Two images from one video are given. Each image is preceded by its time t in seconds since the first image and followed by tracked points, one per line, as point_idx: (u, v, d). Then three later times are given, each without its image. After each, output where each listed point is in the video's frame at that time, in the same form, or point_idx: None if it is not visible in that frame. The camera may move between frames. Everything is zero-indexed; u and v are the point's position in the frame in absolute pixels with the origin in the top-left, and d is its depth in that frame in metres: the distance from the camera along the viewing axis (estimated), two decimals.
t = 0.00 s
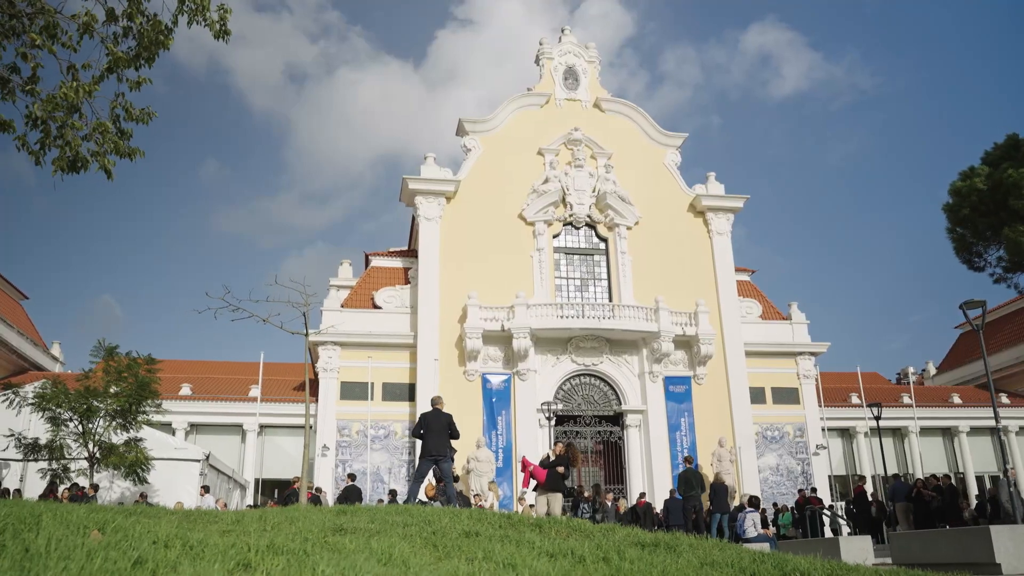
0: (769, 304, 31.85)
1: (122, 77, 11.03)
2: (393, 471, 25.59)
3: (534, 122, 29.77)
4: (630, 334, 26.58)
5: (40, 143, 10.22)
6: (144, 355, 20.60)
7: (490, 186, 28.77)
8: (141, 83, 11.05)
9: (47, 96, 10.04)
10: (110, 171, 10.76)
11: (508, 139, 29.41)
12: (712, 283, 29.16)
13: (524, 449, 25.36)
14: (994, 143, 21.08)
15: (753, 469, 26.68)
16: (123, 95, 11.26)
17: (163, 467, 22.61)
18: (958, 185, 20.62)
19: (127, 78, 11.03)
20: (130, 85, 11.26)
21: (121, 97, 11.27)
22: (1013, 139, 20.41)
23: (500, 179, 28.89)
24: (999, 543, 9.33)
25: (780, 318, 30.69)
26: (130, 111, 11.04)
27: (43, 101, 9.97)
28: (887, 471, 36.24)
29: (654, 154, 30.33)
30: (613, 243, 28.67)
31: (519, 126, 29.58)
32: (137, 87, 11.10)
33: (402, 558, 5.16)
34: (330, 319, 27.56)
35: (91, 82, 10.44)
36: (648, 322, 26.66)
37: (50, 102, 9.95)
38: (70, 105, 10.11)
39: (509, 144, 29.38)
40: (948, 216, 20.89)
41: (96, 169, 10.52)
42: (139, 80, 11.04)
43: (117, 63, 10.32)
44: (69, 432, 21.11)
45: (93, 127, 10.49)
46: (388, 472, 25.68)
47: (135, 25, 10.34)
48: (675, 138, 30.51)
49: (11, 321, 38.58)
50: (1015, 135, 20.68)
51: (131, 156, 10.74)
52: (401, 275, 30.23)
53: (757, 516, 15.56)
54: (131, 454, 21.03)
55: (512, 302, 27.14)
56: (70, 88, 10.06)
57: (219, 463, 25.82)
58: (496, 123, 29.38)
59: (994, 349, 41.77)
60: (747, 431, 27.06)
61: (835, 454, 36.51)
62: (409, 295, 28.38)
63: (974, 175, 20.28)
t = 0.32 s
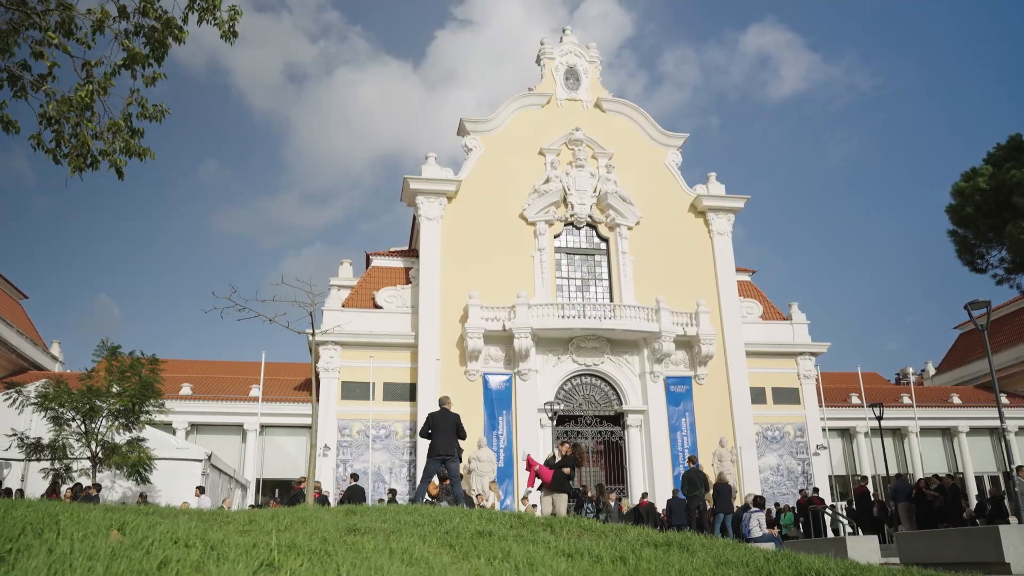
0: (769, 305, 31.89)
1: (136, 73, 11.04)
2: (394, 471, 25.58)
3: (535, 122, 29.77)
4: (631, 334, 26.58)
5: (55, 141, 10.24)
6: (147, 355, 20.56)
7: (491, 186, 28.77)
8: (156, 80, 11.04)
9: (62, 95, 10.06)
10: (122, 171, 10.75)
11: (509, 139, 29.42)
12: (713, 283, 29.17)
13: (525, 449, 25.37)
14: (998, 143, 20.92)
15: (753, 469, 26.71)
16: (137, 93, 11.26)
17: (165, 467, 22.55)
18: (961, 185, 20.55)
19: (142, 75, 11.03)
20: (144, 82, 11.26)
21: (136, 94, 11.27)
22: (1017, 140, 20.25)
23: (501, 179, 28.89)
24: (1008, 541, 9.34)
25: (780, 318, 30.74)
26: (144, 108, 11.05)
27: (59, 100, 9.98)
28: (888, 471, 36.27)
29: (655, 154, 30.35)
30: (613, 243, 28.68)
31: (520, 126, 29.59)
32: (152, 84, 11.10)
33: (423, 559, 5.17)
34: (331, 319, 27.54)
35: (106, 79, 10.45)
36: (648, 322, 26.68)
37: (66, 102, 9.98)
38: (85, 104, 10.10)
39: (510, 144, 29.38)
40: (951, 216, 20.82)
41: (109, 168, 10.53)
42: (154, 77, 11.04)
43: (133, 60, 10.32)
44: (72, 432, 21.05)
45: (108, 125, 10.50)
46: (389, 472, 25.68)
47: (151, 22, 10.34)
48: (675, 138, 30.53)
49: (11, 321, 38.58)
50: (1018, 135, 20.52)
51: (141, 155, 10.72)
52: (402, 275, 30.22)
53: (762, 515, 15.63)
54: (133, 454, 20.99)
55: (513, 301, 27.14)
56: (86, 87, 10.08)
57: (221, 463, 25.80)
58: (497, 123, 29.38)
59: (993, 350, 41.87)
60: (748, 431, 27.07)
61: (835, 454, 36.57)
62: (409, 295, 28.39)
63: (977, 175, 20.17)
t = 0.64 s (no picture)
0: (767, 305, 31.95)
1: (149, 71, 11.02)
2: (392, 472, 25.56)
3: (533, 122, 29.77)
4: (629, 334, 26.60)
5: (66, 139, 10.21)
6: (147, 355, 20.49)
7: (490, 186, 28.76)
8: (169, 77, 11.01)
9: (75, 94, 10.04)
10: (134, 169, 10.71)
11: (508, 139, 29.41)
12: (711, 283, 29.21)
13: (524, 449, 25.36)
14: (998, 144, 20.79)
15: (751, 469, 26.74)
16: (150, 90, 11.23)
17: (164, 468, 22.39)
18: (961, 186, 20.50)
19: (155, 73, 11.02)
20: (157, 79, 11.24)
21: (149, 92, 11.24)
22: (1017, 141, 20.15)
23: (499, 179, 28.89)
24: (1015, 543, 9.36)
25: (778, 319, 30.79)
26: (156, 107, 11.03)
27: (72, 98, 9.96)
28: (885, 471, 36.34)
29: (654, 154, 30.38)
30: (612, 243, 28.70)
31: (519, 126, 29.59)
32: (165, 81, 11.08)
33: (443, 560, 5.20)
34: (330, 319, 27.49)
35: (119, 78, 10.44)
36: (647, 322, 26.70)
37: (79, 100, 9.95)
38: (97, 102, 10.09)
39: (509, 144, 29.37)
40: (951, 217, 20.78)
41: (122, 167, 10.50)
42: (167, 75, 11.01)
43: (146, 57, 10.29)
44: (71, 432, 20.95)
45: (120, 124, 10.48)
46: (387, 472, 25.65)
47: (164, 19, 10.31)
48: (674, 139, 30.57)
49: (9, 321, 38.48)
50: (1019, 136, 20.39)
51: (152, 154, 10.68)
52: (401, 275, 30.20)
53: (764, 515, 15.64)
54: (133, 454, 20.89)
55: (511, 302, 27.14)
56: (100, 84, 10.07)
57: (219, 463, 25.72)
58: (496, 123, 29.38)
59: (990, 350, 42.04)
60: (746, 432, 27.11)
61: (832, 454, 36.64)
62: (408, 295, 28.38)
63: (978, 176, 20.08)
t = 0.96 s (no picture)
0: (763, 306, 32.01)
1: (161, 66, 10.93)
2: (388, 472, 25.51)
3: (530, 122, 29.77)
4: (626, 334, 26.62)
5: (78, 135, 10.16)
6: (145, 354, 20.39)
7: (486, 186, 28.74)
8: (180, 73, 10.93)
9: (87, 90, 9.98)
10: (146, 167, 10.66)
11: (504, 139, 29.40)
12: (707, 283, 29.26)
13: (520, 450, 25.34)
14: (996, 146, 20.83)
15: (747, 469, 26.79)
16: (161, 86, 11.13)
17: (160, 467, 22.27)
18: (959, 187, 20.55)
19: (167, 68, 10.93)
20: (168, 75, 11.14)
21: (161, 88, 11.15)
22: (1014, 142, 20.21)
23: (495, 179, 28.88)
24: (1019, 541, 9.42)
25: (774, 319, 30.84)
26: (168, 103, 10.93)
27: (83, 95, 9.91)
28: (879, 472, 36.44)
29: (650, 155, 30.41)
30: (608, 243, 28.73)
31: (515, 126, 29.58)
32: (177, 77, 10.99)
33: (460, 560, 5.25)
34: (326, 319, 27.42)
35: (131, 74, 10.36)
36: (643, 322, 26.74)
37: (90, 96, 9.89)
38: (108, 99, 10.02)
39: (505, 144, 29.35)
40: (948, 217, 20.82)
41: (134, 164, 10.45)
42: (178, 70, 10.92)
43: (157, 53, 10.21)
44: (68, 432, 20.81)
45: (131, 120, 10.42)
46: (383, 472, 25.62)
47: (175, 14, 10.22)
48: (670, 139, 30.61)
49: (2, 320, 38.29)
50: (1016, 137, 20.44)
51: (161, 150, 10.60)
52: (397, 275, 30.15)
53: (764, 516, 15.65)
54: (130, 454, 20.74)
55: (508, 302, 27.13)
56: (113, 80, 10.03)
57: (215, 464, 25.59)
58: (492, 123, 29.37)
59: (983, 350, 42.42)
60: (741, 432, 27.15)
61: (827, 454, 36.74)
62: (404, 295, 28.34)
63: (975, 177, 20.14)
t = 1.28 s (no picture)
0: (757, 307, 32.07)
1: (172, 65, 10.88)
2: (382, 472, 25.44)
3: (525, 122, 29.76)
4: (620, 335, 26.64)
5: (91, 131, 10.09)
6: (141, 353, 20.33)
7: (482, 186, 28.71)
8: (191, 72, 10.88)
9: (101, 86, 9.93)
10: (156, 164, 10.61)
11: (499, 139, 29.38)
12: (701, 284, 29.31)
13: (514, 450, 25.31)
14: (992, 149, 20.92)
15: (741, 470, 26.86)
16: (172, 84, 11.08)
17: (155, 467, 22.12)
18: (956, 189, 20.61)
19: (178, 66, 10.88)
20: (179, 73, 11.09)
21: (171, 87, 11.10)
22: (1010, 145, 20.32)
23: (491, 179, 28.85)
24: (1021, 542, 9.75)
25: (768, 321, 30.91)
26: (178, 101, 10.88)
27: (98, 91, 9.86)
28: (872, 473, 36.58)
29: (645, 155, 30.44)
30: (603, 244, 28.75)
31: (510, 126, 29.56)
32: (187, 75, 10.94)
33: (478, 562, 5.33)
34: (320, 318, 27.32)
35: (142, 71, 10.30)
36: (638, 323, 26.76)
37: (105, 93, 9.84)
38: (121, 95, 9.97)
39: (500, 144, 29.33)
40: (945, 219, 20.87)
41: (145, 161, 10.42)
42: (189, 69, 10.87)
43: (168, 52, 10.14)
44: (64, 431, 20.70)
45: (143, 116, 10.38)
46: (377, 472, 25.55)
47: (186, 13, 10.16)
48: (665, 141, 30.65)
49: None
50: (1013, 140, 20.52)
51: (172, 148, 10.55)
52: (392, 274, 30.07)
53: (763, 517, 15.69)
54: (126, 454, 20.60)
55: (503, 302, 27.11)
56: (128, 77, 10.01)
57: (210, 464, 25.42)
58: (488, 122, 29.34)
59: (975, 352, 42.78)
60: (735, 433, 27.22)
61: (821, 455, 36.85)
62: (399, 294, 28.28)
63: (972, 180, 20.22)
